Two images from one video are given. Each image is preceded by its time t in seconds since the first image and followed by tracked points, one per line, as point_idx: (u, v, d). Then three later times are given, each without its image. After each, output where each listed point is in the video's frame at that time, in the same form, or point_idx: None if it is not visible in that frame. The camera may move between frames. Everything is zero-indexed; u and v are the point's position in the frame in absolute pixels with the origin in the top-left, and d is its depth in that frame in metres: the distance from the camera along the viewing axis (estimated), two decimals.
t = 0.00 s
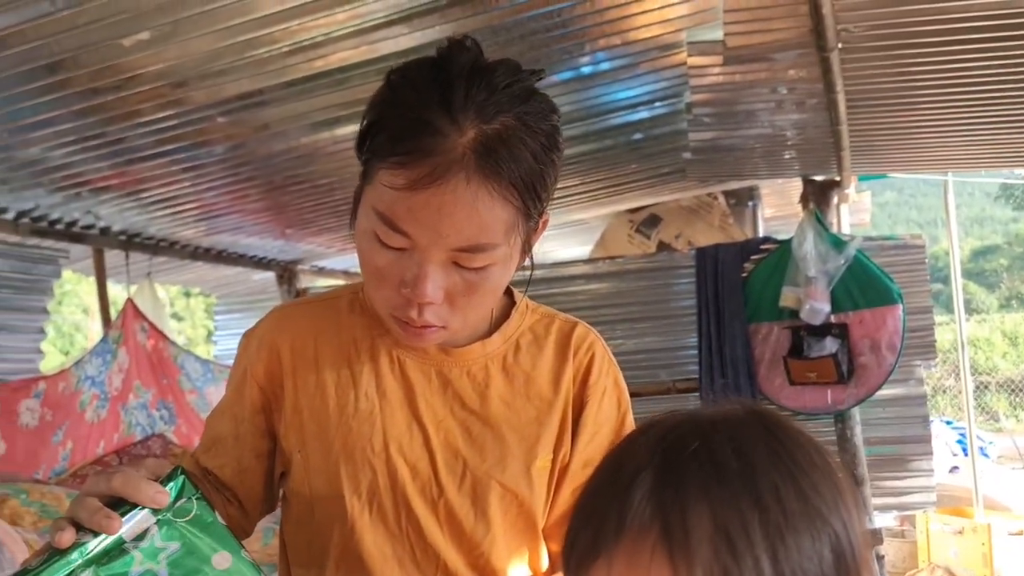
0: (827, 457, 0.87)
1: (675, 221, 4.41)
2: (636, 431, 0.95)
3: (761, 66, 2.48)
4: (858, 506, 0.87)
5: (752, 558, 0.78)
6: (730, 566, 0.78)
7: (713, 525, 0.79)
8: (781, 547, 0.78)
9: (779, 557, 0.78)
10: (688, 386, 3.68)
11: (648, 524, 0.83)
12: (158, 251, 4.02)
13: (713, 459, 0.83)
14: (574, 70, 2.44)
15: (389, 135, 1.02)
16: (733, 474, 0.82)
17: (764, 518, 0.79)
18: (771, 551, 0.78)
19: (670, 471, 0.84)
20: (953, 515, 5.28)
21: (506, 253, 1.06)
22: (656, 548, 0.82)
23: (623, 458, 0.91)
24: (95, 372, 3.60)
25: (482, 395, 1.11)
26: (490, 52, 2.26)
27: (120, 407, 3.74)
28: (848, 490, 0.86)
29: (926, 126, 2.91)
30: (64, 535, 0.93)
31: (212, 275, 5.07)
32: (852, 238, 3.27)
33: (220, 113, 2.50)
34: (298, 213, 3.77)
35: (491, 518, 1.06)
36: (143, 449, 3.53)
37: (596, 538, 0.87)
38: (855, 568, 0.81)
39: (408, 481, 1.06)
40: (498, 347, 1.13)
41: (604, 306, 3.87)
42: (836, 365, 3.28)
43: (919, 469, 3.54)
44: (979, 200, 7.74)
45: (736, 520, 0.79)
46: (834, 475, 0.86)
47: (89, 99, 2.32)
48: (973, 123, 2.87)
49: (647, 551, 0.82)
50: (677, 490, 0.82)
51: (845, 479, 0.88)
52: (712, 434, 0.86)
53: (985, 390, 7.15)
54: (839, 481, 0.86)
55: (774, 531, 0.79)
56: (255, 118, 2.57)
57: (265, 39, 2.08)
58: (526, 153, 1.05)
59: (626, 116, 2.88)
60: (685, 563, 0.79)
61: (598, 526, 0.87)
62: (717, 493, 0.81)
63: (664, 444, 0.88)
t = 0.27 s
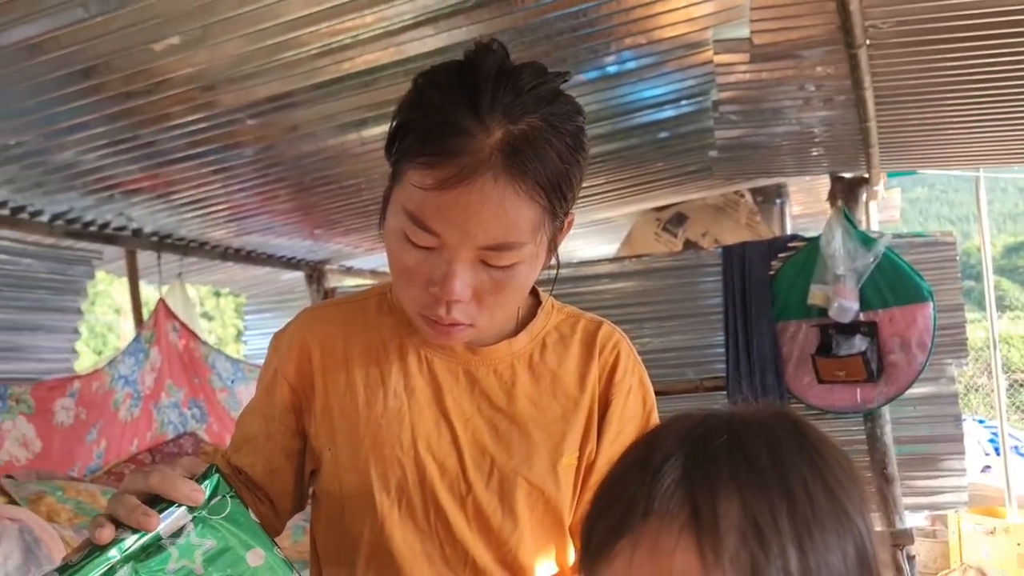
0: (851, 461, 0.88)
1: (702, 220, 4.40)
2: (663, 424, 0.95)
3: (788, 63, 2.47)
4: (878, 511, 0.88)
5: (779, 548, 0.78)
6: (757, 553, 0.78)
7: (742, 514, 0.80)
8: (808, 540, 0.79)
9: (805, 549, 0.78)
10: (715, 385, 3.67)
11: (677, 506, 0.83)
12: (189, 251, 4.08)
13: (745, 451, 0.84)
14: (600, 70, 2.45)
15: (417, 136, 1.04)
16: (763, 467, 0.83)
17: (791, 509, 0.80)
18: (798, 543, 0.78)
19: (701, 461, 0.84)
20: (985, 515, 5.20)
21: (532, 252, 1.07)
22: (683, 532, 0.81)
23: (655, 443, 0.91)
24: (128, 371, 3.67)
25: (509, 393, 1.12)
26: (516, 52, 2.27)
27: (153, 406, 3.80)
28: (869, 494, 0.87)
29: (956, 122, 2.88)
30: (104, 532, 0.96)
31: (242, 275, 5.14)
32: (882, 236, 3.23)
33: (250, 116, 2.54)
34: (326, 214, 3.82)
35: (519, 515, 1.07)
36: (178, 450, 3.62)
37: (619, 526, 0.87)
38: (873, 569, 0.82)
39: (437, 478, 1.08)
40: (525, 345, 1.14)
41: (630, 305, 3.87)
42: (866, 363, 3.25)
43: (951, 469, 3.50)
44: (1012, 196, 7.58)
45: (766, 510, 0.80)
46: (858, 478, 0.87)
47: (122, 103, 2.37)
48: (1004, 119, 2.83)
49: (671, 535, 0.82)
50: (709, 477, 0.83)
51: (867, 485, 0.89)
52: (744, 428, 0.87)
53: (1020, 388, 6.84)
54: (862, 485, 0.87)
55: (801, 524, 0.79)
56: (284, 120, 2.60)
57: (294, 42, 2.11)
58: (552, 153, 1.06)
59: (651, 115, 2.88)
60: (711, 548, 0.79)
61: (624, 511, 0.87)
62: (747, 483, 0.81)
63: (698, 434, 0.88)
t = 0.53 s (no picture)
0: (864, 443, 0.83)
1: (721, 217, 4.36)
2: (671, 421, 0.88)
3: (809, 57, 2.45)
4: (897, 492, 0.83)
5: (802, 546, 0.73)
6: (781, 555, 0.73)
7: (761, 514, 0.74)
8: (831, 535, 0.74)
9: (829, 546, 0.73)
10: (736, 382, 3.65)
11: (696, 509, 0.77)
12: (210, 252, 4.12)
13: (758, 447, 0.78)
14: (619, 66, 2.44)
15: (439, 131, 1.04)
16: (778, 461, 0.77)
17: (812, 504, 0.75)
18: (821, 539, 0.73)
19: (714, 461, 0.78)
20: (1010, 513, 5.14)
21: (555, 244, 1.07)
22: (704, 539, 0.76)
23: (665, 443, 0.84)
24: (151, 371, 3.70)
25: (534, 387, 1.13)
26: (535, 49, 2.27)
27: (176, 405, 3.84)
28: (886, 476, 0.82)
29: (980, 116, 2.85)
30: (137, 524, 0.96)
31: (262, 275, 5.18)
32: (905, 231, 3.20)
33: (270, 116, 2.55)
34: (346, 213, 3.84)
35: (545, 507, 1.07)
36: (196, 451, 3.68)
37: (634, 538, 0.81)
38: (899, 558, 0.77)
39: (463, 472, 1.08)
40: (549, 339, 1.15)
41: (649, 302, 3.86)
42: (888, 360, 3.22)
43: (975, 466, 3.46)
44: None
45: (786, 508, 0.74)
46: (874, 462, 0.81)
47: (145, 104, 2.39)
48: None
49: (691, 543, 0.76)
50: (724, 477, 0.77)
51: (882, 466, 0.83)
52: (754, 421, 0.81)
53: None
54: (878, 467, 0.81)
55: (822, 519, 0.74)
56: (304, 119, 2.62)
57: (314, 41, 2.12)
58: (573, 145, 1.06)
59: (670, 111, 2.87)
60: (733, 552, 0.74)
61: (637, 520, 0.81)
62: (765, 480, 0.76)
63: (711, 431, 0.81)
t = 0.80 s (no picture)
0: (864, 447, 0.82)
1: (736, 218, 4.34)
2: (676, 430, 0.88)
3: (824, 58, 2.45)
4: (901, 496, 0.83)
5: (808, 558, 0.73)
6: (788, 568, 0.72)
7: (766, 527, 0.74)
8: (836, 545, 0.73)
9: (835, 556, 0.73)
10: (751, 385, 3.64)
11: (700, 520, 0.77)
12: (227, 256, 4.15)
13: (758, 457, 0.78)
14: (633, 69, 2.44)
15: (452, 140, 1.05)
16: (780, 472, 0.76)
17: (815, 514, 0.74)
18: (826, 549, 0.73)
19: (717, 473, 0.78)
20: None
21: (569, 251, 1.07)
22: (709, 552, 0.76)
23: (667, 453, 0.84)
24: (169, 375, 3.73)
25: (551, 394, 1.13)
26: (548, 53, 2.28)
27: (194, 409, 3.89)
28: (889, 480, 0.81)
29: (997, 115, 2.83)
30: (161, 530, 0.98)
31: (278, 279, 5.21)
32: (921, 232, 3.19)
33: (286, 122, 2.57)
34: (361, 217, 3.86)
35: (564, 514, 1.08)
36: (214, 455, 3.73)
37: (640, 555, 0.81)
38: (907, 562, 0.76)
39: (482, 478, 1.08)
40: (565, 345, 1.15)
41: (664, 304, 3.85)
42: (905, 361, 3.20)
43: (994, 468, 3.43)
44: None
45: (790, 519, 0.74)
46: (876, 467, 0.80)
47: (162, 111, 2.42)
48: None
49: (698, 559, 0.76)
50: (726, 489, 0.76)
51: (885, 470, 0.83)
52: (754, 432, 0.80)
53: None
54: (880, 471, 0.81)
55: (827, 529, 0.74)
56: (319, 125, 2.63)
57: (329, 47, 2.14)
58: (586, 152, 1.06)
59: (684, 114, 2.86)
60: (740, 566, 0.74)
61: (641, 535, 0.81)
62: (768, 491, 0.75)
63: (713, 441, 0.81)
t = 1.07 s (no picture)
0: (864, 443, 0.80)
1: (740, 218, 4.33)
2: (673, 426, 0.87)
3: (827, 56, 2.44)
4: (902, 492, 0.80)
5: (807, 556, 0.71)
6: (785, 567, 0.71)
7: (763, 526, 0.72)
8: (834, 543, 0.71)
9: (833, 554, 0.71)
10: (755, 385, 3.63)
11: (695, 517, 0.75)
12: (230, 258, 4.15)
13: (754, 453, 0.76)
14: (636, 68, 2.44)
15: (455, 135, 1.04)
16: (776, 469, 0.74)
17: (812, 511, 0.72)
18: (825, 548, 0.71)
19: (713, 471, 0.76)
20: None
21: (572, 247, 1.07)
22: (705, 551, 0.74)
23: (662, 451, 0.82)
24: (173, 377, 3.73)
25: (554, 391, 1.12)
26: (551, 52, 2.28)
27: (198, 411, 3.89)
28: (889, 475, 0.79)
29: (1002, 113, 2.82)
30: (162, 527, 0.97)
31: (281, 281, 5.22)
32: (926, 231, 3.16)
33: (289, 122, 2.57)
34: (364, 218, 3.86)
35: (567, 511, 1.07)
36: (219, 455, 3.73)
37: (636, 553, 0.80)
38: (905, 560, 0.74)
39: (484, 476, 1.08)
40: (568, 342, 1.14)
41: (668, 305, 3.84)
42: (911, 361, 3.19)
43: (1000, 468, 3.42)
44: None
45: (788, 517, 0.72)
46: (876, 463, 0.78)
47: (165, 112, 2.42)
48: None
49: (695, 557, 0.74)
50: (722, 488, 0.75)
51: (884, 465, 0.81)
52: (750, 430, 0.78)
53: None
54: (880, 467, 0.79)
55: (825, 528, 0.72)
56: (322, 126, 2.63)
57: (331, 47, 2.13)
58: (589, 147, 1.06)
59: (687, 113, 2.86)
60: (736, 565, 0.72)
61: (638, 533, 0.80)
62: (763, 489, 0.73)
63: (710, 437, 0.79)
